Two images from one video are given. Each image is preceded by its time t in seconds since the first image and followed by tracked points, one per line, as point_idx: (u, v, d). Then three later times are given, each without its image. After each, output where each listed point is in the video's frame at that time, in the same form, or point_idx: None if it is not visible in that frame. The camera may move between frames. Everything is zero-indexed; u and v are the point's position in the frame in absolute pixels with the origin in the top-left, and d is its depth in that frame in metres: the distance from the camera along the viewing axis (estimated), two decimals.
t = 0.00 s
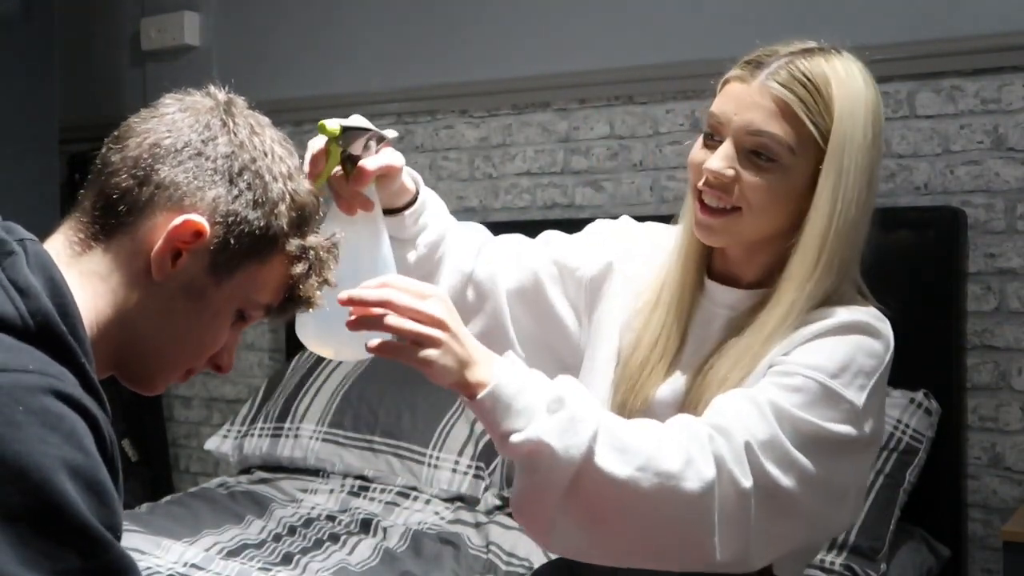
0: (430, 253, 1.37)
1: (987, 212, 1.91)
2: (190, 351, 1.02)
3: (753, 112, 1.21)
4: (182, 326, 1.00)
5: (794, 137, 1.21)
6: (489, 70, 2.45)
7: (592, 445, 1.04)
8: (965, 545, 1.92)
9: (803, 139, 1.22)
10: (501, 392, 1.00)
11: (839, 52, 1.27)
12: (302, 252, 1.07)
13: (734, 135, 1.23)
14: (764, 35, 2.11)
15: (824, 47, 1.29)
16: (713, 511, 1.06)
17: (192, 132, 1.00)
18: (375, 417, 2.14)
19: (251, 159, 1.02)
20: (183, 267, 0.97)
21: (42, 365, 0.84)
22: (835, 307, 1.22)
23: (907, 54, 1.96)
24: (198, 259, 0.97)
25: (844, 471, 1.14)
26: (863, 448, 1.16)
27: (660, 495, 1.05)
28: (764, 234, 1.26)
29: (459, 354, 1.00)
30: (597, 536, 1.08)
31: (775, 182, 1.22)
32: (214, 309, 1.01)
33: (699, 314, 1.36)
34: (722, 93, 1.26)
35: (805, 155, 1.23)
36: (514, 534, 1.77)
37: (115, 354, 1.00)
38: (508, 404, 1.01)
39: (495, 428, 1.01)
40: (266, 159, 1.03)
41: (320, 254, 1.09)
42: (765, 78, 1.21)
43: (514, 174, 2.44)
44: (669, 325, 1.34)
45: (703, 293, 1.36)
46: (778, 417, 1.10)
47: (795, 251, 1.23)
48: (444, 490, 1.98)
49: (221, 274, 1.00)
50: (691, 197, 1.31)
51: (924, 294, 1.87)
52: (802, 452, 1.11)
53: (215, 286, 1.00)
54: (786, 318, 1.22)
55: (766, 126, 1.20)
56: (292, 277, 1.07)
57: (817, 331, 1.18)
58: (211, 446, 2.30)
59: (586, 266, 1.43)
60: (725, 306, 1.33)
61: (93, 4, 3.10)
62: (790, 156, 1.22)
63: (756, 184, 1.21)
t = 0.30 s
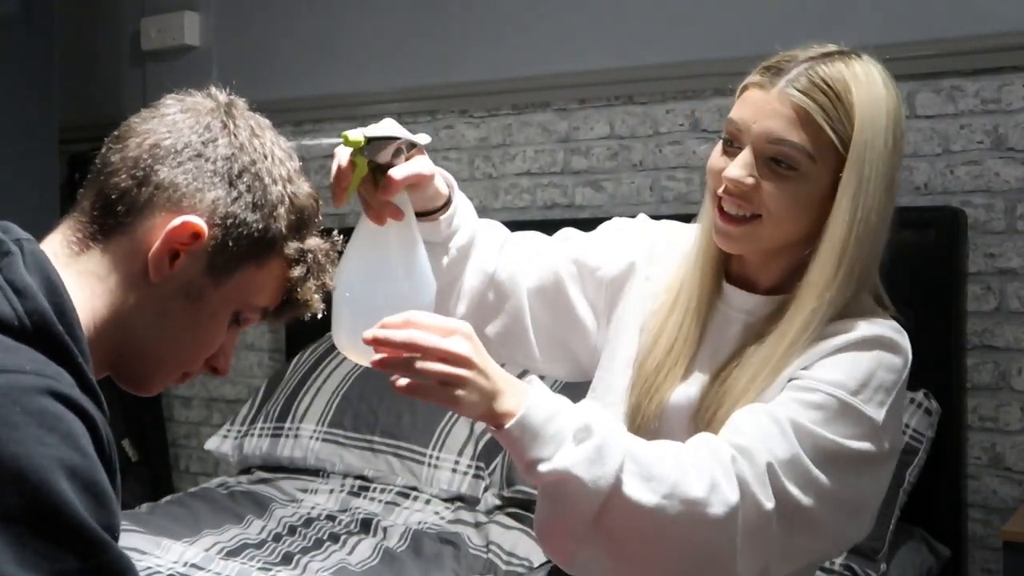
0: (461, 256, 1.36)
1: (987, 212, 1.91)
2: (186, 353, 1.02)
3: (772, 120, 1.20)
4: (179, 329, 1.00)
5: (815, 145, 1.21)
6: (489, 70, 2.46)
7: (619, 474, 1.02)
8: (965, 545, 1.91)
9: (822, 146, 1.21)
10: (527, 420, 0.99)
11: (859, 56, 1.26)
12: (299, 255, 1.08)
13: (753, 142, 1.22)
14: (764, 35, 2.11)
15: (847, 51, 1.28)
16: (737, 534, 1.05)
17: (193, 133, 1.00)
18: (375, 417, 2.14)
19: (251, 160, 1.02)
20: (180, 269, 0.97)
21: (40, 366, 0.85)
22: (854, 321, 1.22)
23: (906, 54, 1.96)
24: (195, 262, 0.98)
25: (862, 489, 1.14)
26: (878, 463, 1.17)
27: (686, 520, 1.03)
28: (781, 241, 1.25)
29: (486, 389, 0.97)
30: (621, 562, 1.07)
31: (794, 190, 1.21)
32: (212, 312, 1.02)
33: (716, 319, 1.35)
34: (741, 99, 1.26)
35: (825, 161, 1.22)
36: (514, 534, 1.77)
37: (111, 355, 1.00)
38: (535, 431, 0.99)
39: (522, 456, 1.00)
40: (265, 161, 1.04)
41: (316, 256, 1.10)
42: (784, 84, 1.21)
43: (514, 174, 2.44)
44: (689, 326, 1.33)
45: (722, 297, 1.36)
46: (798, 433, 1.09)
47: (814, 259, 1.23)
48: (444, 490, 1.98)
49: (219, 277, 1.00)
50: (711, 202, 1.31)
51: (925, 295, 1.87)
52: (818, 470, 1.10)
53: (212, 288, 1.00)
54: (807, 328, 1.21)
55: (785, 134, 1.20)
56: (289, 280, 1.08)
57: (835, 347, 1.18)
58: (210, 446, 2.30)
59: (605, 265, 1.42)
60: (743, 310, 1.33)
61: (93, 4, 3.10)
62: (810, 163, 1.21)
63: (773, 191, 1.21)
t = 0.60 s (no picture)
0: (488, 278, 1.36)
1: (987, 212, 1.91)
2: (186, 358, 1.02)
3: (788, 122, 1.24)
4: (181, 333, 1.00)
5: (830, 147, 1.25)
6: (489, 70, 2.45)
7: (652, 493, 1.05)
8: (965, 545, 1.92)
9: (838, 148, 1.25)
10: (561, 440, 1.00)
11: (875, 56, 1.29)
12: (301, 262, 1.08)
13: (769, 146, 1.26)
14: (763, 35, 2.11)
15: (862, 51, 1.31)
16: (765, 544, 1.08)
17: (200, 138, 1.01)
18: (375, 418, 2.14)
19: (256, 166, 1.03)
20: (183, 274, 0.97)
21: (41, 367, 0.85)
22: (877, 327, 1.26)
23: (906, 54, 1.96)
24: (197, 266, 0.97)
25: (880, 496, 1.18)
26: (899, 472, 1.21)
27: (717, 534, 1.06)
28: (798, 242, 1.30)
29: (515, 414, 0.98)
30: None
31: (809, 192, 1.26)
32: (215, 317, 1.02)
33: (735, 322, 1.40)
34: (758, 101, 1.30)
35: (841, 162, 1.26)
36: (514, 534, 1.77)
37: (111, 358, 1.00)
38: (568, 450, 1.01)
39: (555, 476, 1.02)
40: (271, 167, 1.05)
41: (319, 264, 1.11)
42: (799, 88, 1.24)
43: (514, 174, 2.44)
44: (710, 328, 1.37)
45: (742, 298, 1.40)
46: (822, 442, 1.13)
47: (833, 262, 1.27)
48: (445, 491, 1.98)
49: (222, 282, 1.00)
50: (730, 202, 1.35)
51: (926, 295, 1.87)
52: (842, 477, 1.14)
53: (216, 293, 1.00)
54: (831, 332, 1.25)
55: (800, 137, 1.24)
56: (291, 286, 1.08)
57: (857, 356, 1.22)
58: (210, 446, 2.30)
59: (622, 270, 1.44)
60: (763, 312, 1.37)
61: (93, 4, 3.10)
62: (826, 165, 1.25)
63: (789, 193, 1.25)
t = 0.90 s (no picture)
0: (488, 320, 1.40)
1: (987, 212, 1.91)
2: (187, 360, 1.02)
3: (775, 130, 1.24)
4: (183, 336, 1.00)
5: (819, 150, 1.24)
6: (489, 70, 2.46)
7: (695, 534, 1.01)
8: (965, 546, 1.91)
9: (826, 150, 1.25)
10: (606, 489, 0.96)
11: (853, 53, 1.28)
12: (303, 265, 1.08)
13: (758, 154, 1.26)
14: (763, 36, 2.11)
15: (840, 48, 1.30)
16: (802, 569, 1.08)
17: (202, 140, 1.01)
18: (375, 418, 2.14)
19: (259, 169, 1.03)
20: (184, 276, 0.97)
21: (42, 368, 0.84)
22: (881, 327, 1.27)
23: (905, 54, 1.96)
24: (199, 269, 0.97)
25: (901, 498, 1.19)
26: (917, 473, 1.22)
27: (758, 566, 1.04)
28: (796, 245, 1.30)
29: (559, 469, 0.94)
30: None
31: (802, 197, 1.26)
32: (218, 320, 1.02)
33: (737, 325, 1.41)
34: (741, 110, 1.29)
35: (832, 163, 1.26)
36: (514, 534, 1.77)
37: (112, 359, 1.00)
38: (612, 497, 0.96)
39: (596, 523, 0.97)
40: (273, 170, 1.05)
41: (321, 268, 1.11)
42: (780, 95, 1.24)
43: (514, 174, 2.44)
44: (712, 334, 1.39)
45: (744, 301, 1.41)
46: (841, 457, 1.13)
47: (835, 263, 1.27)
48: (445, 491, 1.98)
49: (224, 285, 1.00)
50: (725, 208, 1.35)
51: (925, 295, 1.87)
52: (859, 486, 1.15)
53: (218, 296, 1.00)
54: (839, 336, 1.25)
55: (788, 144, 1.23)
56: (293, 289, 1.08)
57: (866, 360, 1.22)
58: (210, 446, 2.30)
59: (616, 287, 1.44)
60: (766, 314, 1.38)
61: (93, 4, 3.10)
62: (817, 169, 1.25)
63: (783, 200, 1.25)
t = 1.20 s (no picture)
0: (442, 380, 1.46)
1: (987, 212, 1.91)
2: (188, 361, 1.02)
3: (715, 136, 1.23)
4: (182, 337, 1.00)
5: (762, 150, 1.23)
6: (489, 70, 2.45)
7: None
8: (965, 546, 1.92)
9: (769, 150, 1.24)
10: None
11: (786, 48, 1.27)
12: (303, 264, 1.08)
13: (702, 160, 1.25)
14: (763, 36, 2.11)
15: (773, 45, 1.29)
16: None
17: (201, 140, 1.01)
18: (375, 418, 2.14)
19: (258, 169, 1.03)
20: (184, 277, 0.97)
21: (42, 368, 0.84)
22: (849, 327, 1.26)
23: (905, 54, 1.96)
24: (198, 269, 0.97)
25: (922, 499, 1.22)
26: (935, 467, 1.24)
27: None
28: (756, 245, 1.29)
29: None
30: None
31: (753, 198, 1.25)
32: (216, 321, 1.02)
33: (714, 328, 1.39)
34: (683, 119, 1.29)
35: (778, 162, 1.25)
36: (514, 535, 1.77)
37: (113, 359, 1.00)
38: None
39: None
40: (272, 170, 1.05)
41: (320, 267, 1.11)
42: (715, 100, 1.23)
43: (514, 174, 2.44)
44: (690, 337, 1.37)
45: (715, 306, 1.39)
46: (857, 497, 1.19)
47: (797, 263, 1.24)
48: (445, 491, 1.98)
49: (223, 285, 1.00)
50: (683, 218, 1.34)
51: (924, 296, 1.87)
52: (881, 512, 1.20)
53: (217, 296, 1.00)
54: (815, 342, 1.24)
55: (731, 148, 1.23)
56: (293, 288, 1.08)
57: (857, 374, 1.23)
58: (210, 446, 2.30)
59: (581, 313, 1.49)
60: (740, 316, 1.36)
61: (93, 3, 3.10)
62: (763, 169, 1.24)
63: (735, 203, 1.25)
